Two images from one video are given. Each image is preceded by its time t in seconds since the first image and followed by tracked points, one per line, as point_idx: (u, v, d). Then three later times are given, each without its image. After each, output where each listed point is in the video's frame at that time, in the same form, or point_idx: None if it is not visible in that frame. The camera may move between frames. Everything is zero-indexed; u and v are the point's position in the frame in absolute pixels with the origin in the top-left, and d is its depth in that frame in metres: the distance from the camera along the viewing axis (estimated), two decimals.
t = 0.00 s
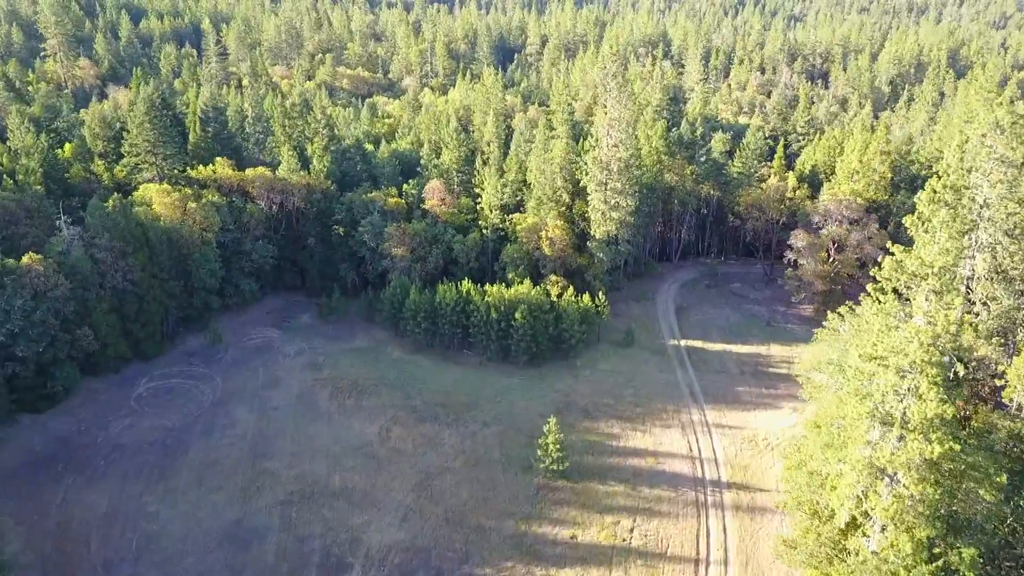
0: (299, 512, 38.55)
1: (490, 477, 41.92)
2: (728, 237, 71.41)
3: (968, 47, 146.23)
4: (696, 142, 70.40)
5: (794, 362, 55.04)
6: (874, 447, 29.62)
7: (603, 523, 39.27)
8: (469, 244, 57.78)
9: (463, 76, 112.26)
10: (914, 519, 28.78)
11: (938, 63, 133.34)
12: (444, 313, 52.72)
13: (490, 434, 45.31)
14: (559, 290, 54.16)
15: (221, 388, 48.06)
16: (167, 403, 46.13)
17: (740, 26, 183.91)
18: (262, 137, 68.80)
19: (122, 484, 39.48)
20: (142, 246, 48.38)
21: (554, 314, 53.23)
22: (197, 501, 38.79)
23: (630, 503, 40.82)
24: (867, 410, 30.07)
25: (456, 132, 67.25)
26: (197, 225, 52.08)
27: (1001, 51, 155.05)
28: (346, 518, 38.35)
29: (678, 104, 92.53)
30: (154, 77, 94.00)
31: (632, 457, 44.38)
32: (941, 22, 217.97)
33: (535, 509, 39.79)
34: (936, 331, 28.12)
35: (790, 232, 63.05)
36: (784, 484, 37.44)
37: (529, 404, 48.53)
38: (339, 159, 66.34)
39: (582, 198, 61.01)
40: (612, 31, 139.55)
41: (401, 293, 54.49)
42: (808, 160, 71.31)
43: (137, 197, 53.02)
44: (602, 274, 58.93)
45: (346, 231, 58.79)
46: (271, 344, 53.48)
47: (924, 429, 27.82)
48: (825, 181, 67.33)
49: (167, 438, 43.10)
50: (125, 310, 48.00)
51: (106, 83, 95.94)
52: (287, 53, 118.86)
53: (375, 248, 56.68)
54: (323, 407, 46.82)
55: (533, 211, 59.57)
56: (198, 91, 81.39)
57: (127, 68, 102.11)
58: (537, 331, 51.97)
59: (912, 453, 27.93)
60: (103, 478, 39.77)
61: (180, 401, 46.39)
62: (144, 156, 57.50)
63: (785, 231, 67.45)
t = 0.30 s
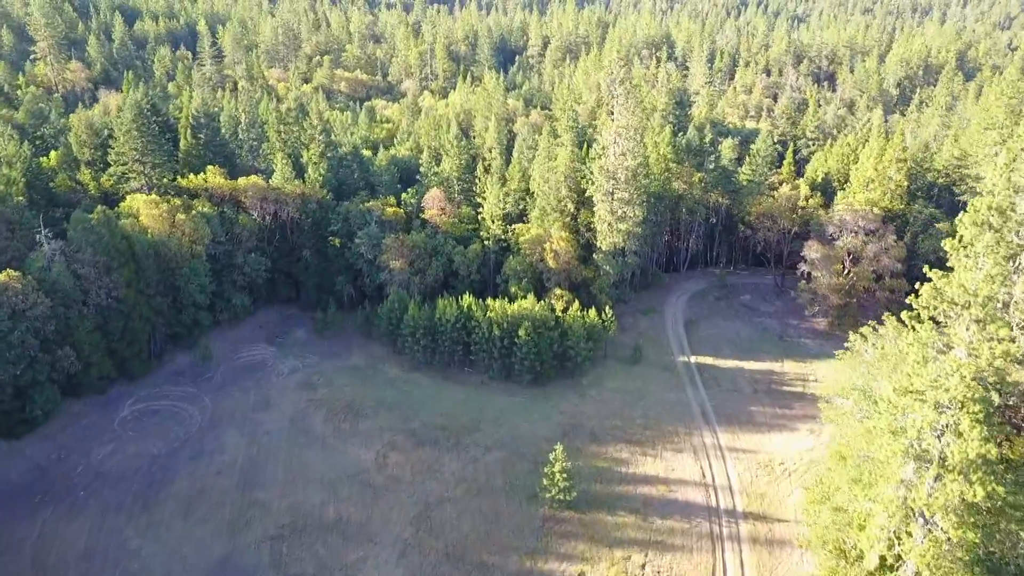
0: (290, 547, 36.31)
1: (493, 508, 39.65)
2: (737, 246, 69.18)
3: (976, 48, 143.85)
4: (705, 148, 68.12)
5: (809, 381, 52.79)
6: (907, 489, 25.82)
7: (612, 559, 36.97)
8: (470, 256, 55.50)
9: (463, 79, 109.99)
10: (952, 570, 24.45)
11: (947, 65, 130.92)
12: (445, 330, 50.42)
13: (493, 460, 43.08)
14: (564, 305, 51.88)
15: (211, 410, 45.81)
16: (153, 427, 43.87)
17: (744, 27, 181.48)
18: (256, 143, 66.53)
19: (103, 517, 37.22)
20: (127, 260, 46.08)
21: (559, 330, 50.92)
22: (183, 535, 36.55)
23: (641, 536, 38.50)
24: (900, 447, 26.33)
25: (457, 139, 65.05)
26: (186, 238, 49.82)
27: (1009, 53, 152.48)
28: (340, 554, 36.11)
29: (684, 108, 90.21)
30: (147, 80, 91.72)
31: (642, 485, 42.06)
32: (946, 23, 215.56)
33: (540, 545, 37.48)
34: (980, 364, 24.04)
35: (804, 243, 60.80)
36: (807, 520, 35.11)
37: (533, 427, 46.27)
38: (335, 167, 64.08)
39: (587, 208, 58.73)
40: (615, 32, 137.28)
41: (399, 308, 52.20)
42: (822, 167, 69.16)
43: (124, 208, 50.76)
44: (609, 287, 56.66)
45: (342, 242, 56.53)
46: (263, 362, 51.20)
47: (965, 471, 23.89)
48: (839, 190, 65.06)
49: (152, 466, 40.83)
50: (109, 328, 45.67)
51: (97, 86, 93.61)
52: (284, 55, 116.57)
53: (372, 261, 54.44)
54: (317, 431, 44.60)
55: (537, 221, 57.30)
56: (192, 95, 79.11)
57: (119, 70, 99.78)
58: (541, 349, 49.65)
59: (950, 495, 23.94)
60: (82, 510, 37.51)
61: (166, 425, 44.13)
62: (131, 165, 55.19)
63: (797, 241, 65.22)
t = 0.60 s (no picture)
0: None
1: (496, 542, 37.37)
2: (748, 256, 67.00)
3: (984, 49, 141.44)
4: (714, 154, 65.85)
5: (826, 400, 50.56)
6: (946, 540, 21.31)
7: None
8: (471, 269, 53.31)
9: (464, 82, 107.76)
10: None
11: (956, 67, 128.47)
12: (445, 348, 48.18)
13: (496, 489, 40.82)
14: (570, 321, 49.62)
15: (199, 436, 43.60)
16: (137, 454, 41.61)
17: (748, 28, 179.06)
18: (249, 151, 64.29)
19: (82, 554, 34.94)
20: (111, 276, 43.81)
21: (564, 348, 48.65)
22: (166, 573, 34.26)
23: (653, 572, 36.20)
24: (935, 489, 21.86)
25: (458, 146, 62.79)
26: (174, 252, 47.60)
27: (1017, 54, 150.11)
28: None
29: (690, 112, 87.90)
30: (139, 85, 89.50)
31: (653, 516, 39.75)
32: (951, 24, 213.26)
33: None
34: None
35: (819, 254, 58.55)
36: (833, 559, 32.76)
37: (538, 451, 44.02)
38: (331, 175, 61.92)
39: (593, 218, 56.44)
40: (618, 33, 134.96)
41: (397, 324, 49.77)
42: (836, 175, 66.78)
43: (109, 220, 48.50)
44: (617, 302, 54.41)
45: (338, 254, 54.31)
46: (255, 381, 48.99)
47: (1014, 517, 19.72)
48: (855, 199, 62.76)
49: (136, 498, 38.59)
50: (92, 349, 43.41)
51: (89, 90, 91.32)
52: (281, 58, 114.39)
53: (370, 274, 52.26)
54: (310, 458, 42.38)
55: (541, 232, 55.08)
56: (185, 100, 76.89)
57: (112, 73, 97.44)
58: (546, 368, 47.34)
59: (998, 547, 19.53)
60: (60, 546, 35.24)
61: (152, 451, 41.91)
62: (118, 174, 52.88)
63: (810, 252, 62.90)
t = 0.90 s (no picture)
0: None
1: None
2: (758, 267, 64.79)
3: (993, 50, 139.16)
4: (724, 162, 63.65)
5: (844, 421, 48.31)
6: None
7: None
8: (472, 284, 51.09)
9: (464, 85, 105.54)
10: None
11: (965, 69, 126.12)
12: (445, 369, 45.92)
13: (499, 521, 38.58)
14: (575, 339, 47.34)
15: (186, 462, 41.34)
16: (120, 483, 39.34)
17: (751, 29, 176.76)
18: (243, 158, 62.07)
19: None
20: (95, 294, 41.58)
21: (570, 368, 46.36)
22: None
23: None
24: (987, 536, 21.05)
25: (458, 153, 60.53)
26: (162, 267, 45.38)
27: None
28: None
29: (697, 117, 85.63)
30: (131, 88, 87.25)
31: (666, 550, 37.50)
32: (956, 24, 210.98)
33: None
34: None
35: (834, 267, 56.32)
36: None
37: (544, 479, 41.78)
38: (327, 184, 59.76)
39: (600, 229, 54.17)
40: (621, 34, 132.74)
41: (395, 343, 47.41)
42: (850, 183, 64.45)
43: (93, 233, 46.25)
44: (624, 317, 52.14)
45: (334, 268, 52.10)
46: (246, 403, 46.77)
47: None
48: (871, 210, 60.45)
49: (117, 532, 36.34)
50: (74, 371, 41.06)
51: (80, 94, 89.03)
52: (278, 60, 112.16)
53: (367, 289, 50.06)
54: (303, 487, 40.14)
55: (545, 244, 52.82)
56: (177, 104, 74.67)
57: (104, 76, 95.15)
58: (551, 389, 45.06)
59: None
60: None
61: (136, 480, 39.66)
62: (104, 184, 50.66)
63: (824, 263, 60.65)
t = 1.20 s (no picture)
0: None
1: None
2: (770, 279, 62.59)
3: (1001, 52, 136.82)
4: (735, 171, 61.41)
5: (863, 445, 46.04)
6: None
7: None
8: (474, 299, 48.81)
9: (465, 88, 103.27)
10: None
11: (975, 70, 123.41)
12: (445, 391, 43.61)
13: (502, 557, 36.39)
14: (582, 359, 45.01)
15: (171, 492, 39.07)
16: (101, 515, 37.08)
17: (755, 30, 174.47)
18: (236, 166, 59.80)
19: None
20: (76, 314, 39.33)
21: (577, 390, 44.02)
22: None
23: None
24: None
25: (459, 162, 58.20)
26: (148, 284, 43.03)
27: None
28: None
29: (705, 121, 83.35)
30: (123, 92, 84.98)
31: None
32: (962, 25, 208.62)
33: None
34: None
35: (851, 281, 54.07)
36: None
37: (550, 509, 39.55)
38: (323, 194, 57.53)
39: (607, 241, 51.84)
40: (624, 36, 130.48)
41: (393, 362, 45.02)
42: (865, 193, 62.14)
43: (76, 249, 44.07)
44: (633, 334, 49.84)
45: (329, 282, 49.83)
46: (236, 426, 44.52)
47: None
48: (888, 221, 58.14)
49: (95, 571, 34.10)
50: (53, 396, 38.68)
51: (71, 98, 86.75)
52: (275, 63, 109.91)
53: (363, 305, 47.83)
54: (296, 519, 37.92)
55: (550, 258, 50.53)
56: (169, 109, 72.42)
57: (95, 78, 92.79)
58: (557, 413, 42.74)
59: None
60: None
61: (117, 512, 37.40)
62: (88, 195, 48.45)
63: (839, 276, 58.31)
